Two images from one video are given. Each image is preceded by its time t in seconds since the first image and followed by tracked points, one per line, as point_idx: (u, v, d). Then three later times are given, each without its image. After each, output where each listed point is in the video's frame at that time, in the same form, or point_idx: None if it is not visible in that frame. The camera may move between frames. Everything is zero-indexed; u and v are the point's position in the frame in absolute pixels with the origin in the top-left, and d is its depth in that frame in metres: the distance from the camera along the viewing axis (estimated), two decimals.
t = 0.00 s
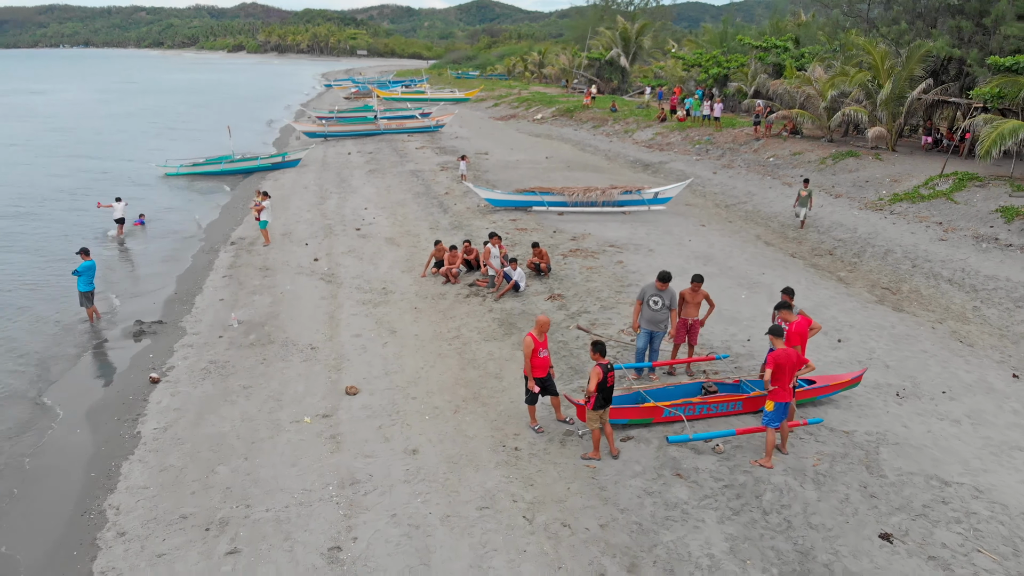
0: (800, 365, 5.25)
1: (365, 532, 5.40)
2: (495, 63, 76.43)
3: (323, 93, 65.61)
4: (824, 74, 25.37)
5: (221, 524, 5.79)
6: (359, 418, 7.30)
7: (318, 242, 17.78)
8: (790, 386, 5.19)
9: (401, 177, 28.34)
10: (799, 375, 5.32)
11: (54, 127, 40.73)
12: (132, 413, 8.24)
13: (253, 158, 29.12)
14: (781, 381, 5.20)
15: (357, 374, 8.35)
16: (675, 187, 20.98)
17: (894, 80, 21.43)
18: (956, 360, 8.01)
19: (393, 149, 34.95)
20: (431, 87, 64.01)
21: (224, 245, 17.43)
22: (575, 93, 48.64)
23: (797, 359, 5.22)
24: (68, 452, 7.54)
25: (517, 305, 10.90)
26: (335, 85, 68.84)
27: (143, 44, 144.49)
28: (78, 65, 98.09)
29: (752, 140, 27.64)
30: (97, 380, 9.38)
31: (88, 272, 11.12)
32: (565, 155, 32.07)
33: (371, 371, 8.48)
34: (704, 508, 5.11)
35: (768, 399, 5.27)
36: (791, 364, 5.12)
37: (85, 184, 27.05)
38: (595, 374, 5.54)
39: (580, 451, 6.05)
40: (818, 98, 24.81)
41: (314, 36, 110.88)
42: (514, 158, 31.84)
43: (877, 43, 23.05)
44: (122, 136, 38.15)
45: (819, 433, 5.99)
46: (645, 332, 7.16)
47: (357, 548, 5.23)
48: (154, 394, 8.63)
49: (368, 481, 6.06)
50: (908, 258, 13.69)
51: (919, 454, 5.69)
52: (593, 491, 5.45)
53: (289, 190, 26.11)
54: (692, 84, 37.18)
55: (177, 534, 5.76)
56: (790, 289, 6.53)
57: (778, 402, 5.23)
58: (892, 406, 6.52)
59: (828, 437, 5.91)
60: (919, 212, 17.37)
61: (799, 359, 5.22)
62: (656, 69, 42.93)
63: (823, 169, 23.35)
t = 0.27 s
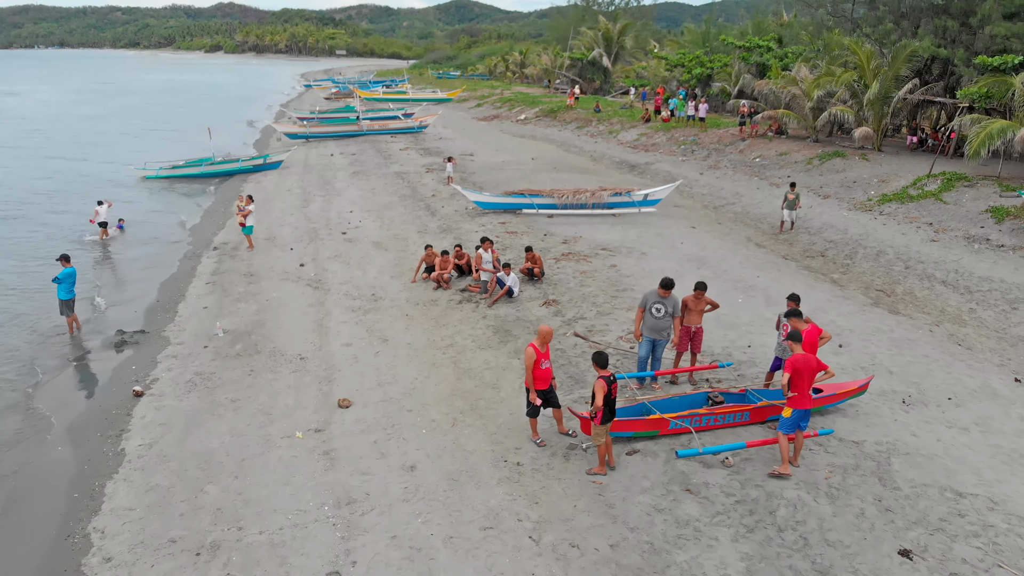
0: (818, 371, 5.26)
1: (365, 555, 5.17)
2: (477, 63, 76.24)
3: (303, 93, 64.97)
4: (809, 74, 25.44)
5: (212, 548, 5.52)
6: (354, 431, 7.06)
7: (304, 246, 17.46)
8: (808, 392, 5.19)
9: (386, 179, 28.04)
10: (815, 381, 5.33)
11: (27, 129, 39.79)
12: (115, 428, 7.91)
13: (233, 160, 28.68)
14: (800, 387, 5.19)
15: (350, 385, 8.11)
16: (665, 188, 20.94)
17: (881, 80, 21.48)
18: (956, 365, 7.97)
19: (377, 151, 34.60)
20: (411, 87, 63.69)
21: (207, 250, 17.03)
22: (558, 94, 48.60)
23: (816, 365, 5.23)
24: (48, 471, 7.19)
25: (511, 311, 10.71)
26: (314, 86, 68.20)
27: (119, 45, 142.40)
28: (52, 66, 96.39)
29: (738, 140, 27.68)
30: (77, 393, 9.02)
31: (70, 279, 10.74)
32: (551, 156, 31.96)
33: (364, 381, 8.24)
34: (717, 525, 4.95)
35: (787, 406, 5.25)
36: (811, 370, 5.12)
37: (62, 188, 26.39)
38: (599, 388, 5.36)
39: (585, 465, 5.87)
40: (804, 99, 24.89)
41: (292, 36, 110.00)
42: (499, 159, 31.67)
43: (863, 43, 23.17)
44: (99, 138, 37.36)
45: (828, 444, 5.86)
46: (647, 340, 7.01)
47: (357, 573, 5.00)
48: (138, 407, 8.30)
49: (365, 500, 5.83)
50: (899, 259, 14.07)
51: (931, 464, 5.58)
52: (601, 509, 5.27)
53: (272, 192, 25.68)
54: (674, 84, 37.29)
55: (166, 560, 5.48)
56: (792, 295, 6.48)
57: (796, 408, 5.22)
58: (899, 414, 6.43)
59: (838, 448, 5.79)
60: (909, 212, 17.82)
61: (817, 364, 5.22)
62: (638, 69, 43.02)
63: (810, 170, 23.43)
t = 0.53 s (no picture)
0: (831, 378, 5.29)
1: None
2: (457, 63, 75.98)
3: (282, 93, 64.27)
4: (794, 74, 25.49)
5: (205, 572, 5.28)
6: (349, 444, 6.83)
7: (289, 250, 17.14)
8: (822, 399, 5.22)
9: (370, 181, 27.72)
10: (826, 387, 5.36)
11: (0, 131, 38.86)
12: (99, 442, 7.59)
13: (214, 162, 28.20)
14: (814, 393, 5.20)
15: (343, 396, 7.89)
16: (654, 190, 20.88)
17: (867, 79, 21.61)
18: (956, 368, 7.93)
19: (360, 151, 34.23)
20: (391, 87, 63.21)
21: (189, 254, 16.63)
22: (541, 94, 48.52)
23: (829, 371, 5.27)
24: (28, 489, 6.86)
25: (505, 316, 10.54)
26: (294, 86, 67.46)
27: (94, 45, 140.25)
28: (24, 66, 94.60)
29: (723, 140, 27.73)
30: (57, 405, 8.66)
31: (51, 286, 10.38)
32: (536, 157, 31.82)
33: (357, 391, 8.01)
34: (731, 541, 4.82)
35: (801, 412, 5.26)
36: (826, 376, 5.15)
37: (38, 191, 25.74)
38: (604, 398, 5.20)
39: (590, 479, 5.71)
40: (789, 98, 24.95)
41: (270, 36, 109.04)
42: (485, 160, 31.48)
43: (847, 42, 23.27)
44: (75, 139, 36.55)
45: (837, 453, 5.76)
46: (649, 348, 6.88)
47: None
48: (122, 420, 7.98)
49: (364, 518, 5.62)
50: (890, 259, 14.41)
51: (942, 473, 5.49)
52: (610, 526, 5.12)
53: (254, 195, 25.26)
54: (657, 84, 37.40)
55: None
56: (798, 300, 6.39)
57: (810, 414, 5.23)
58: (905, 420, 6.35)
59: (847, 457, 5.68)
60: (897, 212, 18.12)
61: (830, 372, 5.26)
62: (620, 69, 43.03)
63: (797, 170, 23.51)
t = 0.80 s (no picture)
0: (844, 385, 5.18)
1: None
2: (439, 62, 75.68)
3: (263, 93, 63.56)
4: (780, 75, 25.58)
5: None
6: (346, 457, 6.62)
7: (276, 255, 16.85)
8: (836, 407, 5.11)
9: (356, 183, 27.42)
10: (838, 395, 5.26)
11: None
12: (84, 457, 7.29)
13: (196, 164, 27.80)
14: (829, 401, 5.08)
15: (338, 406, 7.67)
16: (644, 191, 20.84)
17: (855, 78, 21.79)
18: (957, 370, 7.91)
19: (344, 152, 33.87)
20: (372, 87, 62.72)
21: (173, 258, 16.27)
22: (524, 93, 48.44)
23: (843, 379, 5.16)
24: (10, 508, 6.55)
25: (500, 321, 10.37)
26: (274, 86, 66.74)
27: (70, 45, 138.01)
28: None
29: (709, 140, 27.78)
30: (39, 418, 8.33)
31: (32, 294, 10.04)
32: (523, 157, 31.69)
33: (352, 401, 7.80)
34: (746, 556, 4.69)
35: (814, 420, 5.13)
36: (841, 384, 5.05)
37: (14, 195, 25.11)
38: (614, 408, 5.04)
39: (597, 493, 5.56)
40: (775, 98, 25.03)
41: (248, 36, 108.00)
42: (471, 161, 31.29)
43: (833, 41, 23.33)
44: (52, 141, 35.77)
45: (848, 462, 5.67)
46: (653, 355, 6.76)
47: None
48: (109, 433, 7.69)
49: (365, 537, 5.42)
50: (884, 258, 15.00)
51: (955, 480, 5.42)
52: (622, 543, 4.97)
53: (238, 198, 24.85)
54: (640, 84, 37.48)
55: None
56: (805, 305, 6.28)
57: (824, 423, 5.11)
58: (913, 426, 6.28)
59: (858, 466, 5.59)
60: (887, 212, 18.36)
61: (844, 379, 5.16)
62: (602, 68, 43.04)
63: (784, 170, 23.58)
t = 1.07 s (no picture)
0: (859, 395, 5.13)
1: None
2: (422, 62, 75.36)
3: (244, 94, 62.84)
4: (767, 74, 25.49)
5: None
6: (346, 470, 6.43)
7: (263, 259, 16.55)
8: (852, 416, 5.04)
9: (342, 185, 27.12)
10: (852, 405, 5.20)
11: None
12: (73, 473, 7.01)
13: (178, 166, 27.40)
14: (846, 409, 5.01)
15: (335, 417, 7.47)
16: (635, 192, 20.78)
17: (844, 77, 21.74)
18: (959, 373, 7.91)
19: (328, 154, 33.51)
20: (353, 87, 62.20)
21: (158, 263, 15.91)
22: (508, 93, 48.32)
23: (858, 387, 5.11)
24: None
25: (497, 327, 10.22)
26: (254, 86, 66.04)
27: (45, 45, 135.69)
28: None
29: (696, 140, 27.80)
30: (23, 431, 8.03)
31: (15, 302, 9.71)
32: (510, 158, 31.57)
33: (350, 411, 7.60)
34: (766, 572, 4.58)
35: (831, 429, 5.04)
36: (858, 391, 4.99)
37: None
38: (635, 417, 4.91)
39: (609, 507, 5.42)
40: (763, 98, 25.08)
41: (227, 36, 106.94)
42: (458, 162, 31.11)
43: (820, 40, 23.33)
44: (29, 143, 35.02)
45: (861, 471, 5.59)
46: (659, 363, 6.62)
47: None
48: (97, 447, 7.41)
49: (370, 556, 5.24)
50: (880, 261, 15.12)
51: (970, 488, 5.36)
52: (638, 560, 4.83)
53: (222, 200, 24.44)
54: (625, 84, 37.50)
55: None
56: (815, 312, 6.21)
57: (840, 432, 5.03)
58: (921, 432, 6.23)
59: (871, 475, 5.51)
60: (878, 212, 18.53)
61: (859, 388, 5.11)
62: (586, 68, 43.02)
63: (772, 170, 23.65)
